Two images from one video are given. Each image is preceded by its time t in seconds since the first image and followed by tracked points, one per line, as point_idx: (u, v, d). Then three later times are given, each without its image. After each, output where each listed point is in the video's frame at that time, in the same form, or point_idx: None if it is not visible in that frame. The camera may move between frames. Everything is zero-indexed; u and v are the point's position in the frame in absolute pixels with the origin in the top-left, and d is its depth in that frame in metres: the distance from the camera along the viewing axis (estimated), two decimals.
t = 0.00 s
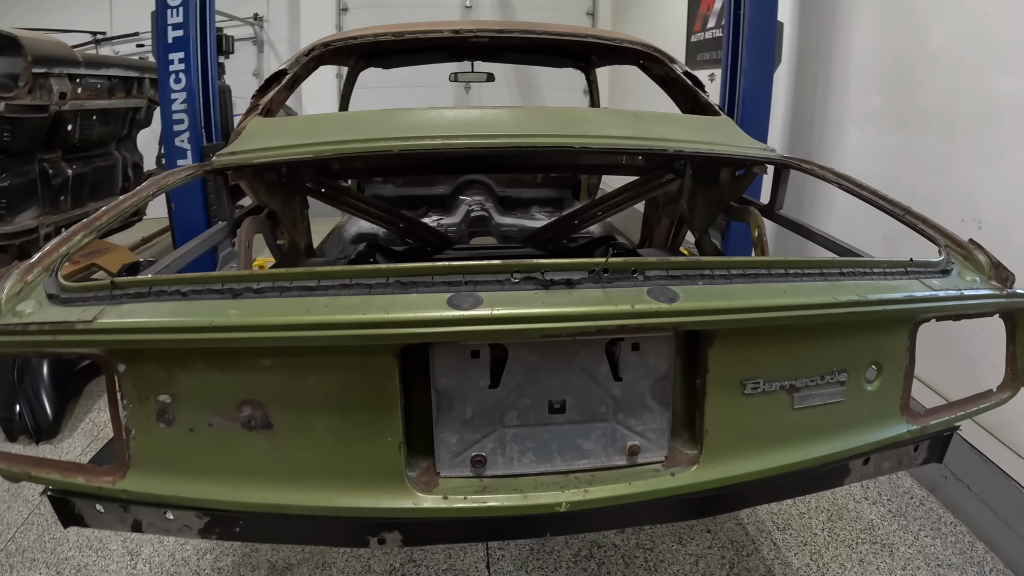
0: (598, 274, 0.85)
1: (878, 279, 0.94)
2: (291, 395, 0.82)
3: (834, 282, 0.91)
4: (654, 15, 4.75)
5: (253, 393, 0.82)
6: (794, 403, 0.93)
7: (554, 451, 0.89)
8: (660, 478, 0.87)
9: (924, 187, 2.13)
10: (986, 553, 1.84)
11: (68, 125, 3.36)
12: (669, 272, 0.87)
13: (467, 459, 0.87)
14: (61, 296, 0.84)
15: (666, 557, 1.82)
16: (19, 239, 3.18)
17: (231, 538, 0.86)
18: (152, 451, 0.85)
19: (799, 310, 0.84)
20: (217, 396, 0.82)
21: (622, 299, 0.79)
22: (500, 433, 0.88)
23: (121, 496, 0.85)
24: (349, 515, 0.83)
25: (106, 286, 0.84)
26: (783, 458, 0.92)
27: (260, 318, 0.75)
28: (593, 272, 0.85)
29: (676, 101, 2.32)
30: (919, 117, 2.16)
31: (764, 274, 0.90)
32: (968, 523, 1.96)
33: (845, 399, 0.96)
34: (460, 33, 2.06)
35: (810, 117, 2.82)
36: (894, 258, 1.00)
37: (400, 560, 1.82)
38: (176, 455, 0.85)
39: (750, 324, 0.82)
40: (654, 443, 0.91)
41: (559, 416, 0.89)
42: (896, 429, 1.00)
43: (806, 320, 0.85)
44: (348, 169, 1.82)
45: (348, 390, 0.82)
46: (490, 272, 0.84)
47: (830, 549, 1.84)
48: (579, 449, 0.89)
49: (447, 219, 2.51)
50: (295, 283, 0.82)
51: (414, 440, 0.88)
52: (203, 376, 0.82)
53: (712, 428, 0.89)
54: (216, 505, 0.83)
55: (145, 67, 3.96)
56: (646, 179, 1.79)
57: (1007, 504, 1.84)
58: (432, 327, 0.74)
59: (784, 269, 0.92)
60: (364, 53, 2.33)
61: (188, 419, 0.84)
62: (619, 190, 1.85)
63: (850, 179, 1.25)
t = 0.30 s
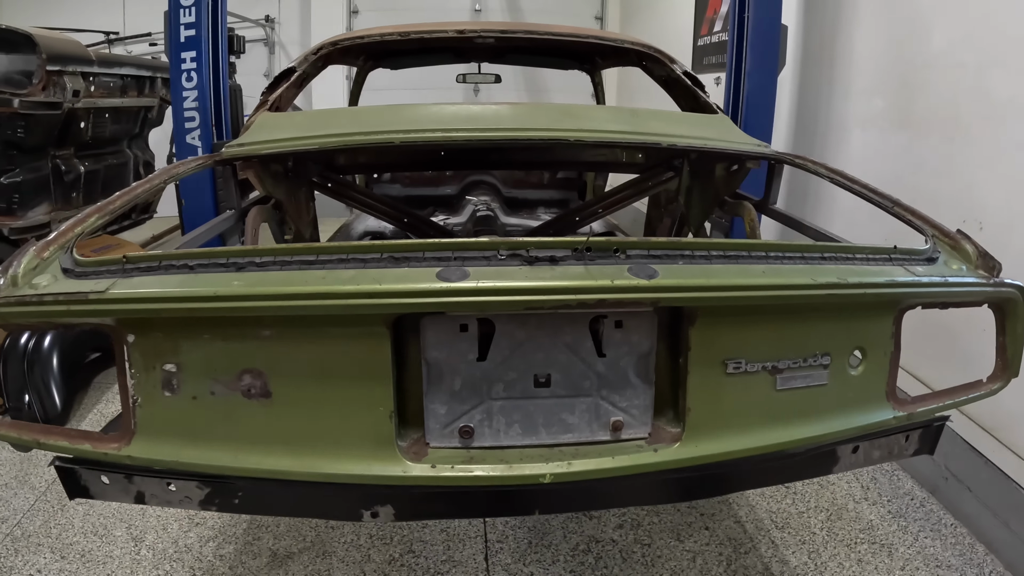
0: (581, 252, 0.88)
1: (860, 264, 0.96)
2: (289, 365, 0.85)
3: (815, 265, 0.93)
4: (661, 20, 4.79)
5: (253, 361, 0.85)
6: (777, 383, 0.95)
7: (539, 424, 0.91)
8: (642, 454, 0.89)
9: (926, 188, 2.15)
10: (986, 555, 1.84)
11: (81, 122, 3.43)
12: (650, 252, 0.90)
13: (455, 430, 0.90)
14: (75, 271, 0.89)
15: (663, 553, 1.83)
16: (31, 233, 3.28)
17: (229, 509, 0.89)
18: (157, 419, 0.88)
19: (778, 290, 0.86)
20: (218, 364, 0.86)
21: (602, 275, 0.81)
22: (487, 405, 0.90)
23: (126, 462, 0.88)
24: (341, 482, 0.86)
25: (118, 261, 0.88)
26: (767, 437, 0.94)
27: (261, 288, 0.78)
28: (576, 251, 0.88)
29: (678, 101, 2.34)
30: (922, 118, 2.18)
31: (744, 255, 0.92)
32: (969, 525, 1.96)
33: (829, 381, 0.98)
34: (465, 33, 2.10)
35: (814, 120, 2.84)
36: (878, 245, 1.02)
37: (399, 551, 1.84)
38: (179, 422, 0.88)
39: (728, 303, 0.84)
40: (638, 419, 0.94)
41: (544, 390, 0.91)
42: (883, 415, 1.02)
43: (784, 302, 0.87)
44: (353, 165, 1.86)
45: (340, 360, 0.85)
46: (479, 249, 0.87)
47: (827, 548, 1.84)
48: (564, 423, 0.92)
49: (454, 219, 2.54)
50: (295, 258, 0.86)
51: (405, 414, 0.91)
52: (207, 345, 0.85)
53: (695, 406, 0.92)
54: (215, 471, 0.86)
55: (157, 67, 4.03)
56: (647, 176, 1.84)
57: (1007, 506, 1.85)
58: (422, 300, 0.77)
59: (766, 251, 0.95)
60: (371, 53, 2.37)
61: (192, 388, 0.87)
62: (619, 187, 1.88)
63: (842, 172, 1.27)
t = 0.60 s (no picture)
0: (590, 240, 0.95)
1: (848, 255, 1.03)
2: (324, 338, 0.93)
3: (806, 255, 1.00)
4: (671, 26, 4.86)
5: (292, 334, 0.93)
6: (769, 363, 1.02)
7: (552, 396, 0.98)
8: (644, 424, 0.96)
9: (928, 193, 2.21)
10: (983, 552, 1.89)
11: (100, 120, 3.52)
12: (652, 241, 0.97)
13: (475, 400, 0.97)
14: (125, 252, 0.97)
15: (667, 543, 1.88)
16: (50, 228, 3.32)
17: (260, 477, 0.96)
18: (200, 388, 0.95)
19: (771, 276, 0.92)
20: (260, 337, 0.93)
21: (609, 259, 0.88)
22: (505, 377, 0.97)
23: (169, 428, 0.95)
24: (367, 446, 0.93)
25: (167, 244, 0.97)
26: (762, 413, 1.01)
27: (303, 266, 0.86)
28: (586, 238, 0.95)
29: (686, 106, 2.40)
30: (923, 124, 2.24)
31: (737, 245, 0.99)
32: (968, 523, 2.00)
33: (818, 363, 1.04)
34: (481, 39, 2.19)
35: (820, 125, 2.90)
36: (865, 239, 1.08)
37: (410, 537, 1.91)
38: (221, 391, 0.95)
39: (725, 285, 0.91)
40: (641, 393, 1.00)
41: (557, 364, 0.98)
42: (870, 397, 1.08)
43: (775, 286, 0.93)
44: (373, 163, 1.94)
45: (374, 335, 0.93)
46: (500, 236, 0.94)
47: (827, 541, 1.90)
48: (574, 395, 0.98)
49: (466, 220, 2.61)
50: (333, 241, 0.93)
51: (429, 385, 0.99)
52: (249, 320, 0.93)
53: (694, 381, 0.99)
54: (251, 435, 0.93)
55: (174, 68, 4.12)
56: (654, 176, 1.91)
57: (1004, 503, 1.88)
58: (449, 280, 0.84)
59: (759, 242, 1.01)
60: (388, 56, 2.45)
61: (234, 359, 0.94)
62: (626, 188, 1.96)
63: (836, 173, 1.33)
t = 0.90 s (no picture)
0: (594, 224, 1.04)
1: (827, 240, 1.14)
2: (355, 310, 1.02)
3: (790, 240, 1.10)
4: (674, 31, 4.96)
5: (327, 307, 1.03)
6: (756, 338, 1.11)
7: (560, 363, 1.07)
8: (644, 390, 1.06)
9: (923, 192, 2.29)
10: (977, 540, 1.90)
11: (114, 119, 3.49)
12: (649, 226, 1.07)
13: (491, 366, 1.06)
14: (172, 233, 1.08)
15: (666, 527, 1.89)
16: (64, 224, 3.27)
17: (290, 444, 1.08)
18: (240, 356, 1.05)
19: (760, 256, 1.02)
20: (298, 309, 1.03)
21: (612, 241, 0.98)
22: (518, 347, 1.07)
23: (211, 394, 1.05)
24: (391, 408, 1.03)
25: (213, 226, 1.09)
26: (751, 384, 1.10)
27: (341, 245, 0.96)
28: (591, 223, 1.05)
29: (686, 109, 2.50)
30: (918, 126, 2.32)
31: (728, 231, 1.09)
32: (962, 513, 2.02)
33: (802, 339, 1.14)
34: (491, 44, 2.28)
35: (819, 128, 2.99)
36: (844, 227, 1.20)
37: (421, 519, 1.88)
38: (259, 359, 1.05)
39: (718, 264, 1.00)
40: (640, 362, 1.09)
41: (565, 335, 1.07)
42: (851, 371, 1.18)
43: (763, 266, 1.03)
44: (388, 161, 2.05)
45: (402, 309, 1.02)
46: (515, 220, 1.04)
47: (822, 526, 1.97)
48: (579, 363, 1.08)
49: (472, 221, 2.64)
50: (367, 225, 1.04)
51: (450, 354, 1.07)
52: (287, 292, 1.02)
53: (687, 352, 1.08)
54: (287, 399, 1.03)
55: (185, 68, 4.19)
56: (656, 175, 2.05)
57: (996, 492, 1.93)
58: (472, 257, 0.94)
59: (746, 229, 1.11)
60: (400, 59, 2.54)
61: (273, 330, 1.04)
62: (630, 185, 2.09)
63: (825, 170, 1.48)
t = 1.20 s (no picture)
0: (585, 221, 1.09)
1: (809, 238, 1.19)
2: (358, 301, 1.07)
3: (773, 237, 1.15)
4: (676, 35, 5.00)
5: (331, 298, 1.08)
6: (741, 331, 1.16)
7: (552, 353, 1.12)
8: (633, 379, 1.11)
9: (919, 194, 2.33)
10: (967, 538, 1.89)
11: (120, 119, 3.55)
12: (638, 223, 1.12)
13: (487, 355, 1.11)
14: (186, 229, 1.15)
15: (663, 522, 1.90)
16: (69, 223, 3.32)
17: (295, 431, 1.14)
18: (249, 345, 1.10)
19: (742, 252, 1.07)
20: (304, 300, 1.08)
21: (602, 237, 1.02)
22: (512, 336, 1.11)
23: (221, 379, 1.10)
24: (392, 394, 1.08)
25: (225, 221, 1.15)
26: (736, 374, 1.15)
27: (347, 239, 1.01)
28: (582, 219, 1.10)
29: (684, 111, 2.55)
30: (914, 128, 2.36)
31: (714, 228, 1.14)
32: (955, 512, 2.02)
33: (786, 332, 1.19)
34: (492, 47, 2.33)
35: (817, 131, 3.03)
36: (828, 225, 1.27)
37: (421, 513, 1.92)
38: (267, 348, 1.10)
39: (703, 259, 1.05)
40: (629, 352, 1.14)
41: (557, 326, 1.12)
42: (835, 363, 1.24)
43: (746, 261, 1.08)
44: (391, 162, 2.12)
45: (403, 299, 1.07)
46: (510, 217, 1.09)
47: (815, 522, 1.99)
48: (571, 352, 1.12)
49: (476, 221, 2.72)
50: (371, 221, 1.09)
51: (449, 343, 1.13)
52: (293, 283, 1.08)
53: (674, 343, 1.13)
54: (295, 385, 1.08)
55: (191, 69, 4.22)
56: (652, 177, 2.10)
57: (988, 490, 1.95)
58: (468, 251, 0.99)
59: (732, 226, 1.16)
60: (404, 62, 2.59)
61: (280, 320, 1.09)
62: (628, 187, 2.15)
63: (813, 172, 1.54)
